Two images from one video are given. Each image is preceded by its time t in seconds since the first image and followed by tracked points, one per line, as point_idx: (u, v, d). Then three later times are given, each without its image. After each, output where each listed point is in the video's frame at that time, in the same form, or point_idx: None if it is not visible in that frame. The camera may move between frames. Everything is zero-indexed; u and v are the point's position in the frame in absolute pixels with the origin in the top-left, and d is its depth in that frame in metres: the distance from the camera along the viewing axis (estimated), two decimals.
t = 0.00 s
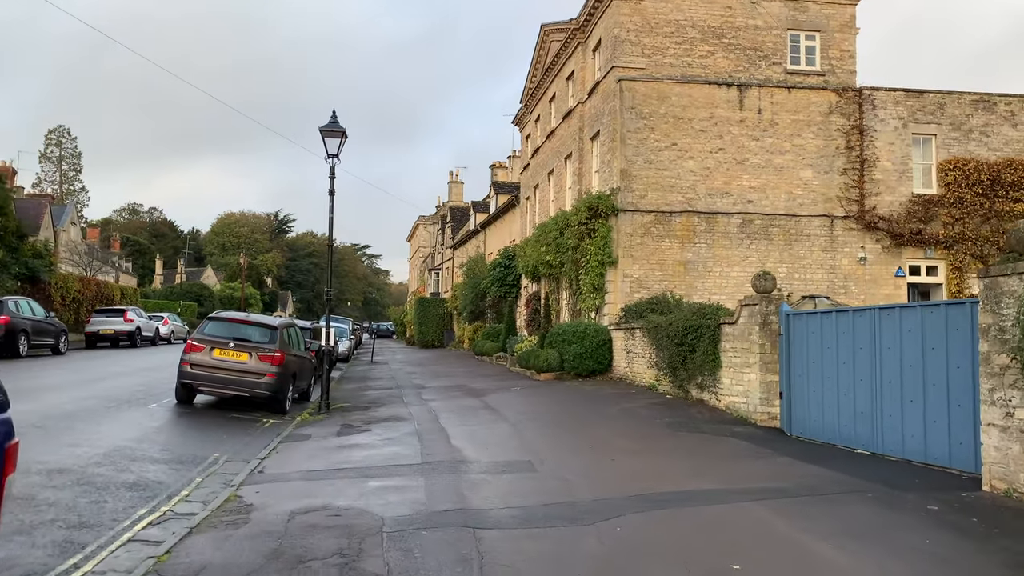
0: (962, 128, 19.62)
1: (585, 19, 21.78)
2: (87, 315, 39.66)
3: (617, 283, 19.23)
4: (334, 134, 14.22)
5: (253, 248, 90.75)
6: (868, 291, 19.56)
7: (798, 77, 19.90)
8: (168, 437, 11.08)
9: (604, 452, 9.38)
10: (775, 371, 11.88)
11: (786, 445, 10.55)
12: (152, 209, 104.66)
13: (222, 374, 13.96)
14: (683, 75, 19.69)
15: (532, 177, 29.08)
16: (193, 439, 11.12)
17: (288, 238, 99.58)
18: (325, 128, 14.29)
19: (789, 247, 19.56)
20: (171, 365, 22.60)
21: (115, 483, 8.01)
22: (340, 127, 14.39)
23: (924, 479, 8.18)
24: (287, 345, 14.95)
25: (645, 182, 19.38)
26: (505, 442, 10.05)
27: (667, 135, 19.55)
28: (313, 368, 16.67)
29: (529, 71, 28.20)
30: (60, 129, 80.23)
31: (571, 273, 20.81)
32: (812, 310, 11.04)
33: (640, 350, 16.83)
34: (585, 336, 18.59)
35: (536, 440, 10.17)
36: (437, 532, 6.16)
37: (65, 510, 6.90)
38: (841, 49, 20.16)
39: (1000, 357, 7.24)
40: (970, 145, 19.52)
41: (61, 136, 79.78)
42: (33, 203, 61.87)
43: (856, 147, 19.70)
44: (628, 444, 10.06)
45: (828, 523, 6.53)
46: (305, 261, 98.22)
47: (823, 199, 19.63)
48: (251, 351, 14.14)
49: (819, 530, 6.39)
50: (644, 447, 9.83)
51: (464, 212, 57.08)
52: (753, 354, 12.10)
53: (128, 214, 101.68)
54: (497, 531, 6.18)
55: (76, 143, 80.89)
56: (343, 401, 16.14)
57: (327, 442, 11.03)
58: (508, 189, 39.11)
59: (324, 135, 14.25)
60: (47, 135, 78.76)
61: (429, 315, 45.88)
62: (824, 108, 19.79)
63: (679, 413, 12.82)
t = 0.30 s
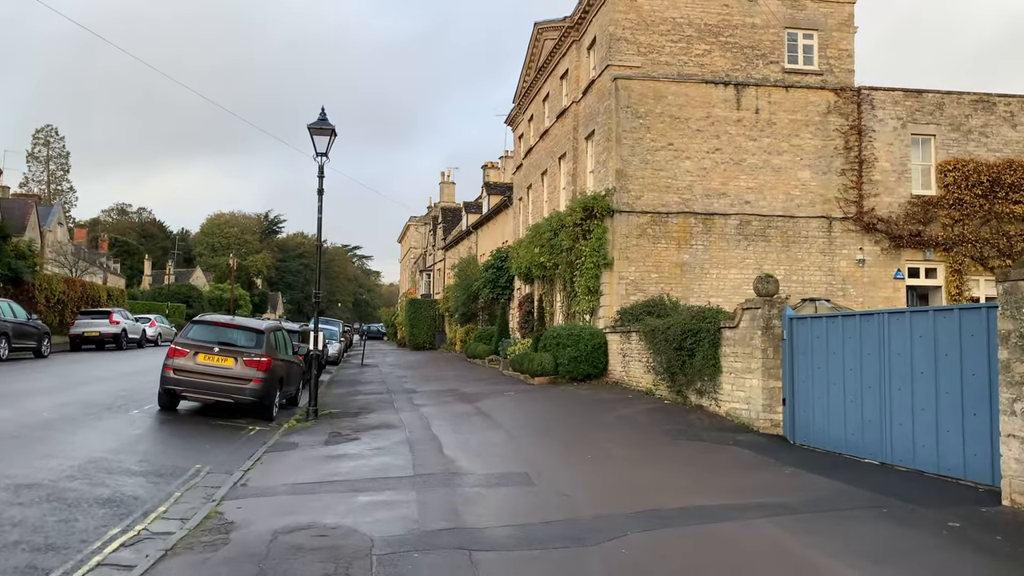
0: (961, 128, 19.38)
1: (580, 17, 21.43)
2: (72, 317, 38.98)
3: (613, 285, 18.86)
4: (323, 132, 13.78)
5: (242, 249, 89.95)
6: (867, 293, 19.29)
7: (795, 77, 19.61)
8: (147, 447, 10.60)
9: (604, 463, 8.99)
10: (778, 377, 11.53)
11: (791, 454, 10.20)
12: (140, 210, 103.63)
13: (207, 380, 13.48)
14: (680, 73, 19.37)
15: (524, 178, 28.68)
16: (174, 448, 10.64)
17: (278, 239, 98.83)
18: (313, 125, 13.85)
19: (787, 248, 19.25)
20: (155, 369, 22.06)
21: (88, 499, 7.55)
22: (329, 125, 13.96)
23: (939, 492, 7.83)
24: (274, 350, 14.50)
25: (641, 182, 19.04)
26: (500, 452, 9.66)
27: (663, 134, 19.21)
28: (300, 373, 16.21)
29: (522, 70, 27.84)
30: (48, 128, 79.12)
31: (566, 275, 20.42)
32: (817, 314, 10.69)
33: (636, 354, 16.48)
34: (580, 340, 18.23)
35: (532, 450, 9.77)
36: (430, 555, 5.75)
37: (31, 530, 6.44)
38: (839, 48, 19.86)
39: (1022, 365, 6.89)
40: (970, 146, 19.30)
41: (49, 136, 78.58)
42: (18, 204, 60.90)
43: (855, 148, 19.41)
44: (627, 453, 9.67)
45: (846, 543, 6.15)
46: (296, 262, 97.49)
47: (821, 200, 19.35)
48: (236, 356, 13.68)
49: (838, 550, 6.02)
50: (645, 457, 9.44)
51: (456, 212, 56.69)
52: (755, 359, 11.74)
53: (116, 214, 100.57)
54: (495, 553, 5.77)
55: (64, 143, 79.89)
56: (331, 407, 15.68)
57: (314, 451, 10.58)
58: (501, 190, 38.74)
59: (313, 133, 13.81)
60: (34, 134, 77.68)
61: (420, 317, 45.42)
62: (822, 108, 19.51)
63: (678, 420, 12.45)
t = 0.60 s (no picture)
0: (961, 126, 19.16)
1: (575, 12, 21.07)
2: (57, 317, 38.28)
3: (609, 284, 18.48)
4: (312, 126, 13.35)
5: (232, 250, 89.16)
6: (866, 293, 19.02)
7: (794, 73, 19.33)
8: (127, 452, 10.14)
9: (607, 468, 8.61)
10: (783, 378, 11.19)
11: (798, 458, 9.85)
12: (128, 210, 102.56)
13: (192, 382, 13.02)
14: (677, 69, 19.05)
15: (518, 176, 28.29)
16: (156, 453, 10.18)
17: (268, 239, 98.02)
18: (303, 119, 13.41)
19: (785, 247, 18.95)
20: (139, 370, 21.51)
21: (61, 509, 7.09)
22: (319, 118, 13.53)
23: (958, 498, 7.49)
24: (261, 350, 14.05)
25: (637, 180, 18.69)
26: (498, 457, 9.26)
27: (661, 131, 18.87)
28: (289, 374, 15.75)
29: (516, 68, 27.46)
30: (36, 126, 77.98)
31: (560, 274, 20.03)
32: (824, 314, 10.37)
33: (633, 354, 16.12)
34: (576, 340, 17.86)
35: (531, 454, 9.37)
36: (427, 570, 5.34)
37: None
38: (838, 45, 19.58)
39: None
40: (969, 144, 19.08)
41: (36, 135, 77.34)
42: (4, 203, 59.95)
43: (854, 145, 19.13)
44: (630, 458, 9.29)
45: (868, 555, 5.79)
46: (286, 262, 96.76)
47: (820, 199, 19.07)
48: (223, 357, 13.23)
49: (860, 562, 5.65)
50: (648, 461, 9.06)
51: (447, 212, 56.24)
52: (758, 360, 11.40)
53: (104, 215, 99.30)
54: (496, 568, 5.37)
55: (51, 142, 78.80)
56: (321, 409, 15.23)
57: (303, 456, 10.15)
58: (494, 189, 38.34)
59: (302, 127, 13.37)
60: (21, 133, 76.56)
61: (411, 318, 44.96)
62: (821, 105, 19.23)
63: (679, 422, 12.09)
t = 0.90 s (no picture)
0: (961, 126, 18.91)
1: (569, 8, 20.66)
2: (38, 319, 37.46)
3: (604, 285, 18.06)
4: (299, 120, 12.84)
5: (219, 251, 88.22)
6: (865, 295, 18.69)
7: (792, 71, 19.00)
8: (102, 462, 9.59)
9: (609, 480, 8.18)
10: (787, 384, 10.81)
11: (806, 467, 9.45)
12: (114, 210, 101.26)
13: (172, 387, 12.46)
14: (673, 67, 18.67)
15: (510, 176, 27.85)
16: (131, 463, 9.65)
17: (256, 240, 97.07)
18: (289, 113, 12.91)
19: (783, 248, 18.60)
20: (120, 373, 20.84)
21: (23, 528, 6.56)
22: (306, 113, 13.02)
23: (980, 511, 7.10)
24: (246, 354, 13.51)
25: (633, 179, 18.29)
26: (493, 467, 8.80)
27: (657, 130, 18.48)
28: (275, 379, 15.21)
29: (507, 66, 27.04)
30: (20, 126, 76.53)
31: (554, 275, 19.60)
32: (832, 316, 9.97)
33: (629, 358, 15.70)
34: (570, 343, 17.39)
35: (528, 464, 8.93)
36: None
37: None
38: (836, 43, 19.27)
39: None
40: (969, 144, 18.83)
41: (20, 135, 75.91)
42: None
43: (853, 145, 18.82)
44: (632, 467, 8.85)
45: None
46: (274, 264, 95.87)
47: (818, 199, 18.74)
48: (205, 361, 12.68)
49: None
50: (651, 471, 8.63)
51: (437, 213, 55.76)
52: (762, 364, 11.00)
53: (89, 215, 97.96)
54: None
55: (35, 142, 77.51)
56: (307, 415, 14.71)
57: (288, 465, 9.65)
58: (485, 189, 37.88)
59: (288, 122, 12.87)
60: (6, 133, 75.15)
61: (401, 320, 44.43)
62: (819, 104, 18.92)
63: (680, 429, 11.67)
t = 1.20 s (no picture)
0: (959, 125, 18.69)
1: (562, 4, 20.29)
2: (20, 320, 36.70)
3: (598, 286, 17.68)
4: (285, 114, 12.39)
5: (207, 251, 87.39)
6: (863, 296, 18.42)
7: (789, 69, 18.72)
8: (74, 471, 9.11)
9: (608, 490, 7.79)
10: (791, 387, 10.46)
11: (812, 474, 9.10)
12: (100, 210, 100.12)
13: (151, 391, 11.93)
14: (668, 63, 18.33)
15: (501, 176, 27.46)
16: (105, 472, 9.17)
17: (245, 240, 96.22)
18: (275, 107, 12.45)
19: (780, 248, 18.29)
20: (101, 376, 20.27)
21: None
22: (292, 107, 12.57)
23: (1000, 523, 6.76)
24: (229, 357, 13.00)
25: (628, 178, 17.93)
26: (487, 476, 8.39)
27: (652, 128, 18.12)
28: (259, 382, 14.71)
29: (499, 63, 26.66)
30: (5, 125, 75.43)
31: (547, 275, 19.19)
32: (837, 318, 9.61)
33: (625, 360, 15.34)
34: (564, 345, 17.00)
35: (523, 473, 8.52)
36: None
37: None
38: (833, 40, 19.00)
39: None
40: (967, 143, 18.62)
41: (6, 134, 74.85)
42: None
43: (850, 144, 18.56)
44: (632, 476, 8.47)
45: None
46: (263, 264, 95.09)
47: (815, 199, 18.47)
48: (186, 364, 12.17)
49: None
50: (652, 480, 8.24)
51: (428, 213, 55.31)
52: (764, 367, 10.65)
53: (76, 216, 96.78)
54: None
55: (20, 140, 76.45)
56: (293, 419, 14.25)
57: (271, 474, 9.21)
58: (476, 189, 37.49)
59: (273, 116, 12.41)
60: None
61: (390, 321, 43.94)
62: (816, 102, 18.65)
63: (679, 434, 11.31)
